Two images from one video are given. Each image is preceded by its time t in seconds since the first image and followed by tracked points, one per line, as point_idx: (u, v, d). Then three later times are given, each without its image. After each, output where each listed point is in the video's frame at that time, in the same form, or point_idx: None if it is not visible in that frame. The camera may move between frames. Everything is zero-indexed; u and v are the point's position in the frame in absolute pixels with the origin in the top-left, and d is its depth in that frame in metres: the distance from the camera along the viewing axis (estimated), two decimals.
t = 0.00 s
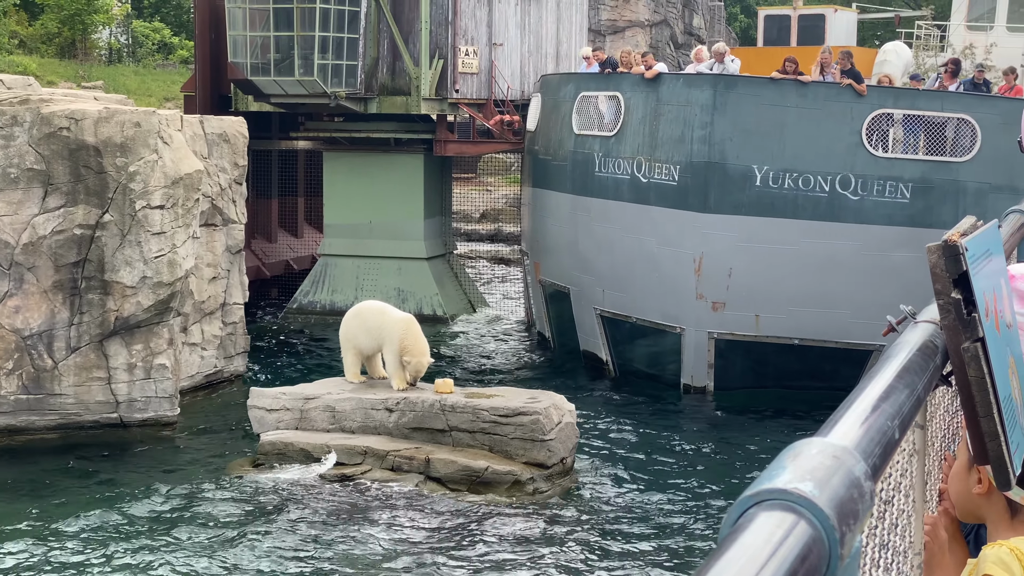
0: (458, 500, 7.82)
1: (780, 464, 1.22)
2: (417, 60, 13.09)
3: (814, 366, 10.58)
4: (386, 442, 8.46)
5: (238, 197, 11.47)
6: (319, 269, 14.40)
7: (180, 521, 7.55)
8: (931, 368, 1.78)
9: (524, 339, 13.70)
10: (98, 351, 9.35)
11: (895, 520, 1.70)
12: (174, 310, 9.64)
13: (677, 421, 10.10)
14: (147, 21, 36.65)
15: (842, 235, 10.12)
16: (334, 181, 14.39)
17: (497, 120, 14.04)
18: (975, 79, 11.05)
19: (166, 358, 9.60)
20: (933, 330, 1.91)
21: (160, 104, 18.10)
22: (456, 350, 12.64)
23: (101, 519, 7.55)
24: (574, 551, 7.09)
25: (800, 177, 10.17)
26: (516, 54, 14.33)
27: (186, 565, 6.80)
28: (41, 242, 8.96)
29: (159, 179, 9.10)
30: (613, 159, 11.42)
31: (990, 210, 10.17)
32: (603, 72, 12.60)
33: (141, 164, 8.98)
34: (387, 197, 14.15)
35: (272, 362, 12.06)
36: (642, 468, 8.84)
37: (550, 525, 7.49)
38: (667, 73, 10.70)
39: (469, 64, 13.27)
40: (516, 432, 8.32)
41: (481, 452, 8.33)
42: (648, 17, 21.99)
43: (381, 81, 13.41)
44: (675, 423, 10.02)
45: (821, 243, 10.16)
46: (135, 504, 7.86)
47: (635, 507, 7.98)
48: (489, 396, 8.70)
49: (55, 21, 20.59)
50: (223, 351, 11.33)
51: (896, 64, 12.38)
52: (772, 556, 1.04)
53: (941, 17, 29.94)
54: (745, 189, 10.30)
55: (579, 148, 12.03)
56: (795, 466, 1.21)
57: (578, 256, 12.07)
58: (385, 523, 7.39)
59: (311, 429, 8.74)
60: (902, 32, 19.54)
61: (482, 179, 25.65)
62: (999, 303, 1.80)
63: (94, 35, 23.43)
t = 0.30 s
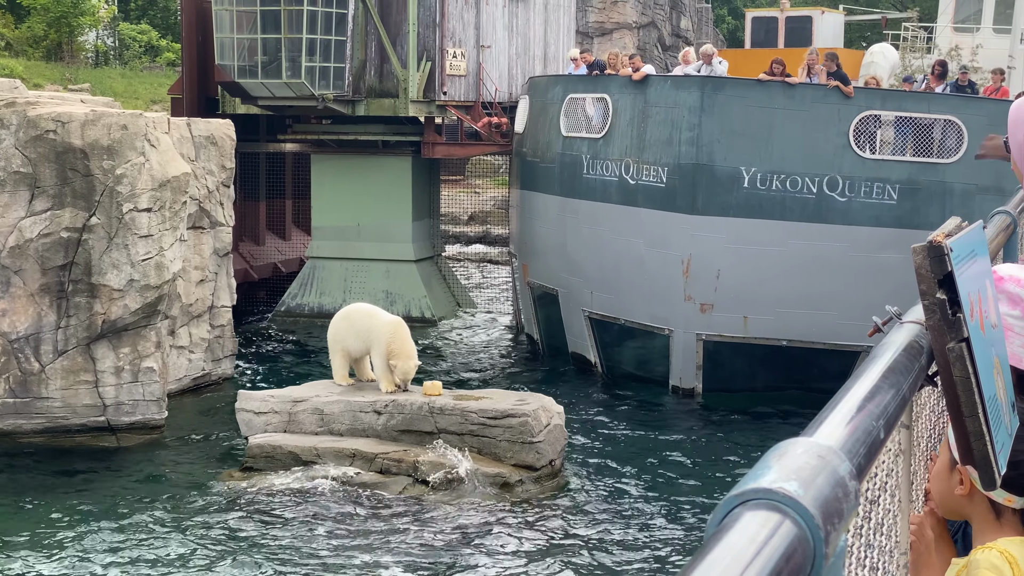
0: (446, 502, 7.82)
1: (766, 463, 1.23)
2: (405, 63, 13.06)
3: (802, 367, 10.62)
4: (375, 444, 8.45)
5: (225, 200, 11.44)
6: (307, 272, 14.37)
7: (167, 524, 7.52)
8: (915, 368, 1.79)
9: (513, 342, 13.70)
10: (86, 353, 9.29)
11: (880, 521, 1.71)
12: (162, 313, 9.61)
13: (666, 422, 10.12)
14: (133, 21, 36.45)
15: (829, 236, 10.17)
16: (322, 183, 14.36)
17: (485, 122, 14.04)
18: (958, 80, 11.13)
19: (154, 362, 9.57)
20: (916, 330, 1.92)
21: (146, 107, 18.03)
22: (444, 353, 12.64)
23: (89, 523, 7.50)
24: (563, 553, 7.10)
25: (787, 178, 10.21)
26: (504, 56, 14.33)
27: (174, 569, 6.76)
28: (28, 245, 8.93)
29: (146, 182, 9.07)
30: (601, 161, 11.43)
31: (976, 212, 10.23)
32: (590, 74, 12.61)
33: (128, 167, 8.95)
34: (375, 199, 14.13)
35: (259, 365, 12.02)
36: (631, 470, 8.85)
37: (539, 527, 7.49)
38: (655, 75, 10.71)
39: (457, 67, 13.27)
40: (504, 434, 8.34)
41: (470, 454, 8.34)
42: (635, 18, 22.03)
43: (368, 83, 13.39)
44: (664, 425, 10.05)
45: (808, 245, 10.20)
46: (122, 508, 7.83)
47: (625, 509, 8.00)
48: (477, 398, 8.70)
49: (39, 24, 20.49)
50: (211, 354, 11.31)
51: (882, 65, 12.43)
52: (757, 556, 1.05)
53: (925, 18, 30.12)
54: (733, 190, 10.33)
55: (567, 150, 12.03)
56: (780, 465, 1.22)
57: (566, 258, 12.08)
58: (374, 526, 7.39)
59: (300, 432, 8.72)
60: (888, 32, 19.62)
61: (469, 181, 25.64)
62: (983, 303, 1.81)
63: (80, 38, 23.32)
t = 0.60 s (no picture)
0: (436, 502, 7.82)
1: (753, 459, 1.25)
2: (393, 62, 13.06)
3: (791, 366, 10.66)
4: (364, 444, 8.45)
5: (214, 199, 11.42)
6: (295, 271, 14.36)
7: (157, 525, 7.51)
8: (902, 365, 1.82)
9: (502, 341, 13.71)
10: (74, 353, 9.27)
11: (868, 517, 1.73)
12: (150, 313, 9.59)
13: (654, 421, 10.15)
14: (123, 22, 36.34)
15: (817, 235, 10.21)
16: (310, 182, 14.34)
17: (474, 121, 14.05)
18: (943, 78, 11.20)
19: (142, 362, 9.55)
20: (903, 328, 1.95)
21: (134, 106, 17.98)
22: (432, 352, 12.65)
23: (77, 524, 7.49)
24: (553, 552, 7.12)
25: (775, 177, 10.24)
26: (493, 55, 14.34)
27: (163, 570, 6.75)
28: (16, 245, 8.90)
29: (134, 182, 9.06)
30: (590, 160, 11.46)
31: (963, 210, 10.29)
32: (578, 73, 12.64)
33: (116, 167, 8.94)
34: (363, 198, 14.12)
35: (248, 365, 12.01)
36: (620, 469, 8.88)
37: (528, 526, 7.51)
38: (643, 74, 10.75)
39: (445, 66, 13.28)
40: (494, 433, 8.36)
41: (459, 454, 8.36)
42: (624, 17, 22.05)
43: (357, 83, 13.38)
44: (653, 423, 10.08)
45: (796, 243, 10.25)
46: (111, 509, 7.82)
47: (615, 507, 8.02)
48: (466, 397, 8.71)
49: (27, 24, 20.41)
50: (200, 354, 11.28)
51: (870, 64, 12.49)
52: (745, 550, 1.06)
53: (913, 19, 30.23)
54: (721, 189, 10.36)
55: (555, 149, 12.04)
56: (768, 462, 1.24)
57: (555, 257, 12.09)
58: (364, 526, 7.39)
59: (289, 431, 8.70)
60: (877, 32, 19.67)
61: (459, 180, 25.63)
62: (969, 300, 1.83)
63: (68, 37, 23.24)
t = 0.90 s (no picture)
0: (429, 499, 7.83)
1: (746, 453, 1.26)
2: (385, 60, 13.07)
3: (782, 363, 10.69)
4: (356, 442, 8.45)
5: (205, 198, 11.41)
6: (287, 269, 14.34)
7: (148, 522, 7.51)
8: (894, 359, 1.83)
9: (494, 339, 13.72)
10: (65, 352, 9.25)
11: (860, 511, 1.74)
12: (142, 312, 9.57)
13: (645, 418, 10.17)
14: (114, 20, 36.14)
15: (809, 232, 10.24)
16: (302, 179, 14.32)
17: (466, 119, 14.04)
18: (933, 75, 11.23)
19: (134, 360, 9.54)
20: (895, 323, 1.96)
21: (125, 105, 17.96)
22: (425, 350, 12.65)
23: (68, 522, 7.49)
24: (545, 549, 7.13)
25: (767, 174, 10.26)
26: (485, 52, 14.34)
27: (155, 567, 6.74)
28: (6, 244, 8.86)
29: (125, 179, 9.06)
30: (582, 157, 11.47)
31: (954, 207, 10.33)
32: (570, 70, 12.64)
33: (107, 165, 8.92)
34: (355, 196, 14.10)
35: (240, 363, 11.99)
36: (612, 466, 8.90)
37: (521, 523, 7.51)
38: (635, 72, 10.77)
39: (436, 64, 13.27)
40: (486, 430, 8.37)
41: (452, 451, 8.36)
42: (615, 15, 22.05)
43: (348, 80, 13.37)
44: (645, 420, 10.11)
45: (788, 240, 10.27)
46: (103, 507, 7.81)
47: (606, 504, 8.04)
48: (458, 394, 8.72)
49: (18, 22, 20.36)
50: (192, 352, 11.26)
51: (862, 62, 12.51)
52: (739, 544, 1.07)
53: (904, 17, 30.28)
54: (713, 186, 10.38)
55: (547, 146, 12.05)
56: (760, 456, 1.25)
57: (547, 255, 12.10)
58: (356, 523, 7.39)
59: (281, 430, 8.70)
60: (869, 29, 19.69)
61: (451, 178, 25.60)
62: (961, 296, 1.84)
63: (58, 36, 23.18)
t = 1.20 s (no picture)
0: (425, 496, 7.85)
1: (742, 448, 1.27)
2: (381, 57, 13.04)
3: (778, 359, 10.71)
4: (353, 439, 8.46)
5: (201, 195, 11.40)
6: (283, 267, 14.33)
7: (144, 519, 7.52)
8: (890, 356, 1.83)
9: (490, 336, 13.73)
10: (62, 349, 9.25)
11: (856, 507, 1.75)
12: (138, 309, 9.57)
13: (641, 415, 10.19)
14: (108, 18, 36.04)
15: (804, 229, 10.26)
16: (298, 177, 14.31)
17: (461, 116, 14.04)
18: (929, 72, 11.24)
19: (131, 358, 9.55)
20: (891, 319, 1.97)
21: (121, 102, 17.93)
22: (421, 348, 12.65)
23: (64, 518, 7.49)
24: (541, 544, 7.15)
25: (763, 171, 10.26)
26: (481, 49, 14.33)
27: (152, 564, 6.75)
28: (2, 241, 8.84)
29: (121, 177, 9.06)
30: (578, 155, 11.47)
31: (949, 204, 10.35)
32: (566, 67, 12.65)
33: (103, 162, 8.93)
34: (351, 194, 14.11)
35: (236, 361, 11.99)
36: (608, 463, 8.91)
37: (517, 519, 7.53)
38: (631, 69, 10.78)
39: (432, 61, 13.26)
40: (482, 427, 8.38)
41: (448, 448, 8.38)
42: (612, 13, 22.04)
43: (344, 78, 13.36)
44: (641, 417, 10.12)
45: (783, 237, 10.28)
46: (99, 503, 7.82)
47: (603, 501, 8.06)
48: (454, 392, 8.73)
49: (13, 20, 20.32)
50: (188, 350, 11.26)
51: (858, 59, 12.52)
52: (734, 540, 1.08)
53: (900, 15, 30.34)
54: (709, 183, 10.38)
55: (543, 143, 12.05)
56: (756, 452, 1.25)
57: (544, 252, 12.10)
58: (353, 520, 7.40)
59: (277, 427, 8.71)
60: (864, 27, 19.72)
61: (447, 175, 25.56)
62: (957, 292, 1.85)
63: (54, 33, 23.11)
